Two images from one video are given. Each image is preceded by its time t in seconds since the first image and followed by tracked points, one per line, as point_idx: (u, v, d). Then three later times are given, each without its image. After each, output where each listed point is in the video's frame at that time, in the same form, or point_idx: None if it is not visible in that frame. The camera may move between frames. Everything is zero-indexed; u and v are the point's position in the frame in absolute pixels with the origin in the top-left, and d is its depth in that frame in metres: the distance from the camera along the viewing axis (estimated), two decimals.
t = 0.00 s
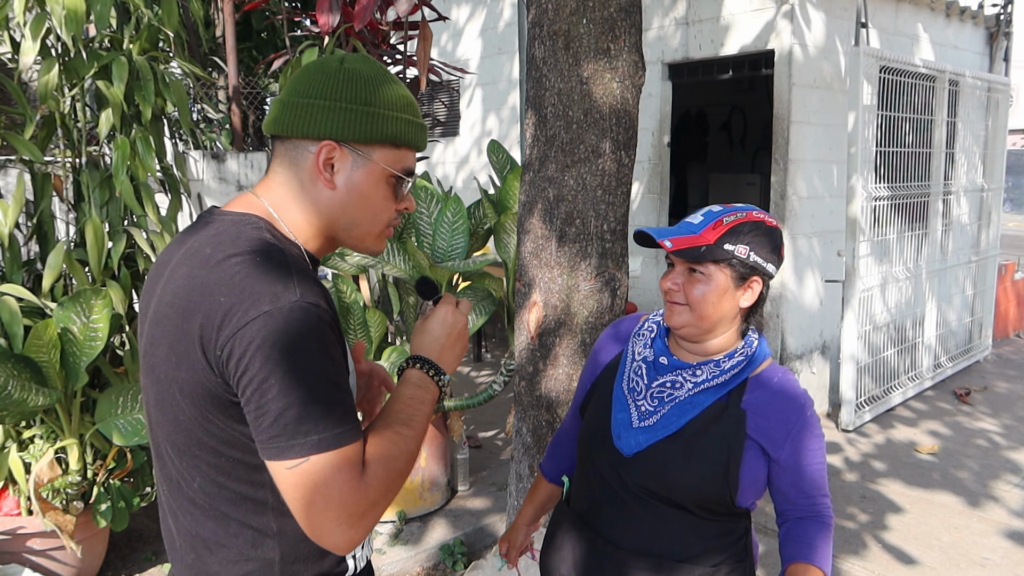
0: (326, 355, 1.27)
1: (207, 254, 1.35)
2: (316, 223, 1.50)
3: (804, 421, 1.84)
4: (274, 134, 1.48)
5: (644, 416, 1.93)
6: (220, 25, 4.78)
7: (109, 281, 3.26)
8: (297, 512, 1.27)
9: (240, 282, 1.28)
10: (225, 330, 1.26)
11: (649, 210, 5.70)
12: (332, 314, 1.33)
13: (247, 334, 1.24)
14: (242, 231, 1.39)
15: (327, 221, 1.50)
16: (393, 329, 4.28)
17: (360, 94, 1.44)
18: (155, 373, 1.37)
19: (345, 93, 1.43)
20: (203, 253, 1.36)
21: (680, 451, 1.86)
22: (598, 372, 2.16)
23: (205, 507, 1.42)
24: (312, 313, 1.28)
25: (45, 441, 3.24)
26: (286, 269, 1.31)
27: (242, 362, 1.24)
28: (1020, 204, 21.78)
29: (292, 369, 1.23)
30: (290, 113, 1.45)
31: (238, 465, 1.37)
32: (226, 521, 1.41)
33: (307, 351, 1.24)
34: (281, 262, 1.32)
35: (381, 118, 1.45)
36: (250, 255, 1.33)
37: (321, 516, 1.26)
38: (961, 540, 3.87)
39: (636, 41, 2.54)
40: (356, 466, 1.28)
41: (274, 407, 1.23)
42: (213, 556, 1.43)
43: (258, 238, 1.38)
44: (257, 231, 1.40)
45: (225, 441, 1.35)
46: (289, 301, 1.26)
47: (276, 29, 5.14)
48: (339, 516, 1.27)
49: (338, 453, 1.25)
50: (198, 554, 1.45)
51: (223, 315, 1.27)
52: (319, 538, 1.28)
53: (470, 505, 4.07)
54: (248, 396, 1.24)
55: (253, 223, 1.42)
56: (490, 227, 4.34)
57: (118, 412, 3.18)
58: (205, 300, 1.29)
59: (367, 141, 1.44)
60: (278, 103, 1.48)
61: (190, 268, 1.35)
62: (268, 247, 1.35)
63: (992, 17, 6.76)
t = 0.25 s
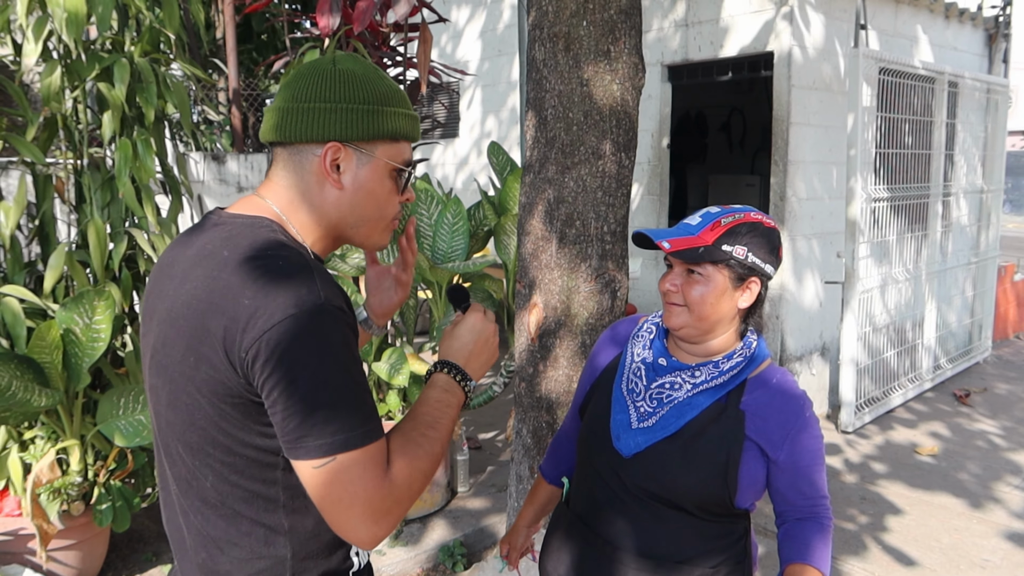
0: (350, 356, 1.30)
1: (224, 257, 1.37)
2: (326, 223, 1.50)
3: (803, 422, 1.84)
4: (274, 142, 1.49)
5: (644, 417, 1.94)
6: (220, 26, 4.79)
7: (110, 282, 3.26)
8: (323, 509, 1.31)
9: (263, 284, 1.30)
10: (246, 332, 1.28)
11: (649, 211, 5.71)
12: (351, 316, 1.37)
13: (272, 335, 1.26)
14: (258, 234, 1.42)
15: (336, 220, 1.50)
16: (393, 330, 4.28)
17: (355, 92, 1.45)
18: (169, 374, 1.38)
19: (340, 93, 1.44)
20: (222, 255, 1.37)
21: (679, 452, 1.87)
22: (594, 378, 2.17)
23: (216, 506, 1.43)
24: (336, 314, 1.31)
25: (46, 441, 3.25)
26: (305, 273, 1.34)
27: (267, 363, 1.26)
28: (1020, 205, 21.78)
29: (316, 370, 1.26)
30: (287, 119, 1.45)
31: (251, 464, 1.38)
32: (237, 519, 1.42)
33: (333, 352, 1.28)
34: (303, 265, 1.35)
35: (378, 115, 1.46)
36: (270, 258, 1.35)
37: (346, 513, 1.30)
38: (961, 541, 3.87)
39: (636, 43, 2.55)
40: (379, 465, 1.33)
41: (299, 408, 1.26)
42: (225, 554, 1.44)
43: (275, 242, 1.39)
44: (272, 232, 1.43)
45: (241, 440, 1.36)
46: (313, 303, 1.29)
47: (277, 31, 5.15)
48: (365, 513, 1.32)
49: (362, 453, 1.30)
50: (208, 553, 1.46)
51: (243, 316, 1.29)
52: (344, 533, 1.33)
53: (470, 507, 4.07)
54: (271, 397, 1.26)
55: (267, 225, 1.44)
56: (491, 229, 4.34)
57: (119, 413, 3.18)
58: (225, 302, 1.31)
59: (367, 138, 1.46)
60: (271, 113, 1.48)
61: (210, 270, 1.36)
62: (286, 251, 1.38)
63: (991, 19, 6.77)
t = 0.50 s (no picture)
0: (351, 358, 1.30)
1: (228, 257, 1.37)
2: (336, 230, 1.51)
3: (800, 422, 1.84)
4: (291, 145, 1.49)
5: (640, 418, 1.94)
6: (220, 28, 4.80)
7: (109, 285, 3.26)
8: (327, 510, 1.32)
9: (265, 286, 1.30)
10: (248, 333, 1.28)
11: (648, 212, 5.71)
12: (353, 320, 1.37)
13: (273, 336, 1.26)
14: (259, 236, 1.42)
15: (346, 227, 1.51)
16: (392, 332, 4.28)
17: (376, 104, 1.45)
18: (170, 373, 1.38)
19: (360, 104, 1.44)
20: (226, 255, 1.38)
21: (675, 453, 1.87)
22: (593, 377, 2.16)
23: (206, 505, 1.42)
24: (337, 317, 1.31)
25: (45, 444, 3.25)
26: (308, 276, 1.34)
27: (267, 364, 1.26)
28: (1019, 206, 21.81)
29: (319, 372, 1.26)
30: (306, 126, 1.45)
31: (247, 465, 1.38)
32: (227, 518, 1.42)
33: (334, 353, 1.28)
34: (304, 267, 1.36)
35: (395, 127, 1.46)
36: (272, 259, 1.35)
37: (351, 513, 1.31)
38: (961, 541, 3.87)
39: (635, 44, 2.56)
40: (382, 465, 1.33)
41: (301, 409, 1.26)
42: (215, 555, 1.44)
43: (279, 244, 1.40)
44: (274, 234, 1.43)
45: (237, 440, 1.36)
46: (315, 305, 1.29)
47: (276, 33, 5.15)
48: (369, 513, 1.32)
49: (365, 453, 1.30)
50: (200, 553, 1.46)
51: (245, 318, 1.29)
52: (348, 533, 1.33)
53: (470, 508, 4.07)
54: (272, 399, 1.27)
55: (274, 228, 1.45)
56: (490, 230, 4.35)
57: (117, 416, 3.18)
58: (227, 303, 1.31)
59: (383, 148, 1.46)
60: (291, 117, 1.48)
61: (213, 269, 1.36)
62: (289, 253, 1.38)
63: (989, 20, 6.78)
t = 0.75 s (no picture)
0: (357, 353, 1.31)
1: (230, 257, 1.37)
2: (330, 226, 1.51)
3: (796, 421, 1.84)
4: (282, 142, 1.49)
5: (637, 417, 1.93)
6: (220, 29, 4.81)
7: (109, 285, 3.26)
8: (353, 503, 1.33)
9: (268, 285, 1.31)
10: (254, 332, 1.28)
11: (648, 213, 5.71)
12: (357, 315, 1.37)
13: (279, 335, 1.27)
14: (258, 235, 1.42)
15: (339, 223, 1.51)
16: (393, 333, 4.28)
17: (369, 99, 1.45)
18: (173, 373, 1.38)
19: (354, 99, 1.44)
20: (227, 255, 1.38)
21: (671, 452, 1.87)
22: (594, 373, 2.16)
23: (209, 505, 1.43)
24: (342, 313, 1.31)
25: (45, 444, 3.25)
26: (312, 274, 1.34)
27: (276, 363, 1.26)
28: (1019, 206, 21.79)
29: (329, 368, 1.26)
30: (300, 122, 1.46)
31: (251, 465, 1.38)
32: (231, 518, 1.43)
33: (341, 349, 1.28)
34: (307, 267, 1.36)
35: (388, 122, 1.47)
36: (276, 258, 1.36)
37: (375, 504, 1.31)
38: (961, 542, 3.87)
39: (634, 44, 2.56)
40: (402, 454, 1.34)
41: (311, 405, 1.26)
42: (219, 554, 1.45)
43: (282, 244, 1.40)
44: (273, 234, 1.43)
45: (241, 440, 1.36)
46: (319, 302, 1.29)
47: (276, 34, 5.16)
48: (397, 502, 1.33)
49: (381, 444, 1.30)
50: (205, 553, 1.47)
51: (250, 317, 1.29)
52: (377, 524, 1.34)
53: (471, 509, 4.07)
54: (282, 397, 1.27)
55: (275, 228, 1.45)
56: (490, 230, 4.35)
57: (117, 416, 3.18)
58: (231, 302, 1.31)
59: (375, 145, 1.46)
60: (284, 112, 1.48)
61: (215, 269, 1.37)
62: (292, 252, 1.38)
63: (989, 20, 6.78)
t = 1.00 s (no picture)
0: (387, 353, 1.38)
1: (242, 268, 1.39)
2: (328, 235, 1.53)
3: (796, 426, 1.84)
4: (280, 151, 1.50)
5: (636, 421, 1.94)
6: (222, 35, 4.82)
7: (110, 290, 3.27)
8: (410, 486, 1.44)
9: (292, 298, 1.35)
10: (282, 343, 1.32)
11: (649, 218, 5.71)
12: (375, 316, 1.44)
13: (315, 347, 1.32)
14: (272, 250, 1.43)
15: (336, 232, 1.53)
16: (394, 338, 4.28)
17: (367, 110, 1.48)
18: (183, 381, 1.39)
19: (350, 109, 1.46)
20: (239, 266, 1.40)
21: (670, 456, 1.87)
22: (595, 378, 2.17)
23: (219, 513, 1.44)
24: (368, 317, 1.39)
25: (46, 449, 3.25)
26: (330, 282, 1.39)
27: (314, 373, 1.32)
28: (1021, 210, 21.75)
29: (363, 370, 1.34)
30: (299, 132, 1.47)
31: (267, 470, 1.41)
32: (241, 525, 1.44)
33: (374, 352, 1.36)
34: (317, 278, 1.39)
35: (386, 132, 1.49)
36: (295, 268, 1.39)
37: (431, 484, 1.44)
38: (964, 548, 3.85)
39: (635, 49, 2.56)
40: (448, 437, 1.45)
41: (352, 408, 1.34)
42: (227, 561, 1.46)
43: (295, 255, 1.43)
44: (276, 242, 1.45)
45: (257, 448, 1.39)
46: (346, 313, 1.35)
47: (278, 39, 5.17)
48: (452, 479, 1.46)
49: (426, 430, 1.41)
50: (211, 561, 1.48)
51: (276, 329, 1.33)
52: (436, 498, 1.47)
53: (472, 514, 4.07)
54: (321, 403, 1.33)
55: (281, 237, 1.47)
56: (491, 235, 4.35)
57: (118, 421, 3.18)
58: (252, 315, 1.34)
59: (372, 154, 1.48)
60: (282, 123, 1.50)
61: (229, 280, 1.38)
62: (305, 264, 1.41)
63: (990, 24, 6.78)
